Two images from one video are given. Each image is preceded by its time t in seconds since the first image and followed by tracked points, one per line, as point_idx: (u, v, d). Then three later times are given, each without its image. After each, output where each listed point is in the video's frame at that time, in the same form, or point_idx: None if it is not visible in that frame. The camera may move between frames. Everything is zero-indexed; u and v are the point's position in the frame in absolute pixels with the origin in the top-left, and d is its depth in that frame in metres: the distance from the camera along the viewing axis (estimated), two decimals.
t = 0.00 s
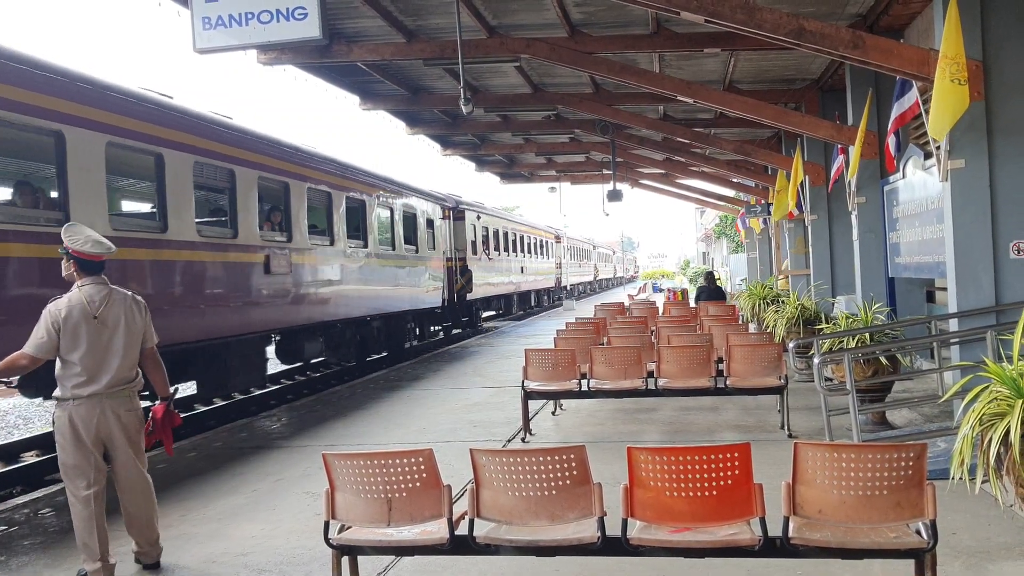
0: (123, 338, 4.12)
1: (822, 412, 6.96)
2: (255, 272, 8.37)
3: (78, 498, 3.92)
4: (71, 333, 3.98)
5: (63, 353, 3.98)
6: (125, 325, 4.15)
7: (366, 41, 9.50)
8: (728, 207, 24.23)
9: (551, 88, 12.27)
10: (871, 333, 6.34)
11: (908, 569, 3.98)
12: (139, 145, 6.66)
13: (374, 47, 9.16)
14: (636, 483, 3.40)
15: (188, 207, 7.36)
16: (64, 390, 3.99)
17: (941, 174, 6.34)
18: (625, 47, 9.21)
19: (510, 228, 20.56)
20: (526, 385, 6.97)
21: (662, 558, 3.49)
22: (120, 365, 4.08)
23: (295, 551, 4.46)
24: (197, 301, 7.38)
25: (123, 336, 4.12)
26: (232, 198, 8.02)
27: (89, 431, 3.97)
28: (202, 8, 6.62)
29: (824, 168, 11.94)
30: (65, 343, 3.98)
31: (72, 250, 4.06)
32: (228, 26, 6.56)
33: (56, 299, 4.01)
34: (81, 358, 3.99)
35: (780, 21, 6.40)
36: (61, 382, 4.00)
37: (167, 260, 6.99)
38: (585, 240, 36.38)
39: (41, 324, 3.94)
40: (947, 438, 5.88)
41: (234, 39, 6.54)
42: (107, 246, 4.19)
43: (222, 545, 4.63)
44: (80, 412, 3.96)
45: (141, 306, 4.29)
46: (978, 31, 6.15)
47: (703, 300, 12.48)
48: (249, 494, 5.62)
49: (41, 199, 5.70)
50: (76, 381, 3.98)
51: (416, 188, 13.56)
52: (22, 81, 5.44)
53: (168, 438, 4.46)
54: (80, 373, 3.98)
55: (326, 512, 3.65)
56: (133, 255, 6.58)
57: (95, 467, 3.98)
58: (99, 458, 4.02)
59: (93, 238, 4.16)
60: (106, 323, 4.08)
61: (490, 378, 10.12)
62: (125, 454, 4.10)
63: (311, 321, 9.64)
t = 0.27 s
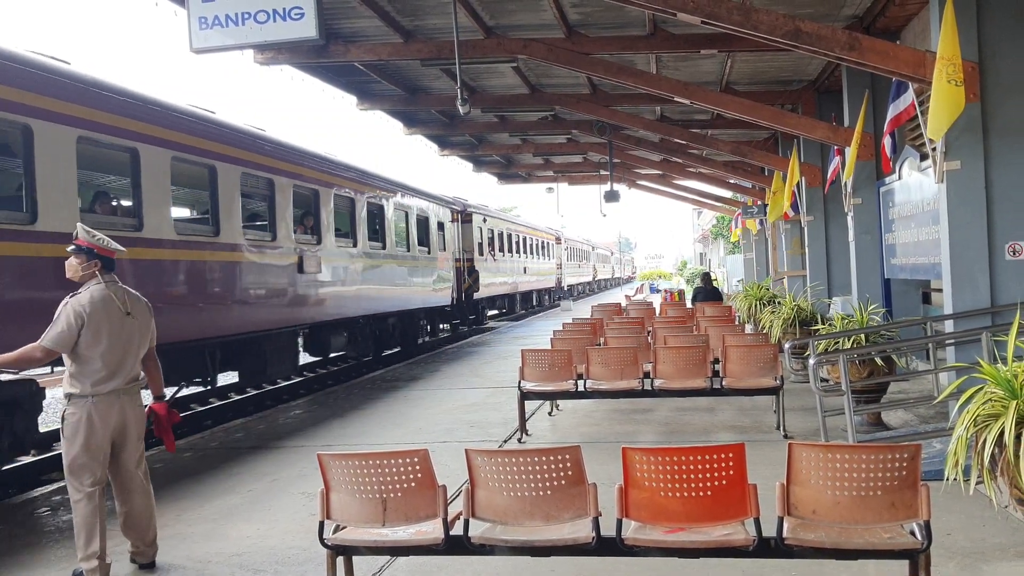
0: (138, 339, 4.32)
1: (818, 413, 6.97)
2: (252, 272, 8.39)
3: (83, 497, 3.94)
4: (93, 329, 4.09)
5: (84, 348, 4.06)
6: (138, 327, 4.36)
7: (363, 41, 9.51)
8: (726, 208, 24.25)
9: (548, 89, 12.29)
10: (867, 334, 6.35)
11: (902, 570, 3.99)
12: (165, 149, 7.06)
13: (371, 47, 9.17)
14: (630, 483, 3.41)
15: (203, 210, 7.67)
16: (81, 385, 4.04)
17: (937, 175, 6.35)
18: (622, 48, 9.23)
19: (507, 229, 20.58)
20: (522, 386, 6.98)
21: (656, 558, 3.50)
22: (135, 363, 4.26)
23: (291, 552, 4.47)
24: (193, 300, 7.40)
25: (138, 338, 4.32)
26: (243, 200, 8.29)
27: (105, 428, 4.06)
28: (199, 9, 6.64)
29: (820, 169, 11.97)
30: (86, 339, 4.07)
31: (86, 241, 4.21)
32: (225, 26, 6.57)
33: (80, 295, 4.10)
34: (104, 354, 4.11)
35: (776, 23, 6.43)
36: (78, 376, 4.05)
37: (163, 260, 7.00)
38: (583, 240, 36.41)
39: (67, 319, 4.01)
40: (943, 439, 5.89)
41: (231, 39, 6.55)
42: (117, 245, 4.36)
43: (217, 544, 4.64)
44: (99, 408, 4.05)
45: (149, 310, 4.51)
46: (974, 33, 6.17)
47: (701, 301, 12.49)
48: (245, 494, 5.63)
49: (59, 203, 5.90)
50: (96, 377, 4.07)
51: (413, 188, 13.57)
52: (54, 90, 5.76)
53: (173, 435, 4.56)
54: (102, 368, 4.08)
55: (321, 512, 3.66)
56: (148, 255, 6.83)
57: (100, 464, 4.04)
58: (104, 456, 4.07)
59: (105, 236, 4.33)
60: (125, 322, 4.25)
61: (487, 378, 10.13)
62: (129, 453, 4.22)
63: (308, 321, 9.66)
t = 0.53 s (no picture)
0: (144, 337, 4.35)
1: (810, 413, 6.99)
2: (245, 271, 8.39)
3: (89, 495, 3.96)
4: (107, 326, 4.10)
5: (99, 344, 4.07)
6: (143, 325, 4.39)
7: (357, 40, 9.51)
8: (720, 209, 24.30)
9: (543, 89, 12.30)
10: (860, 335, 6.36)
11: (893, 570, 4.01)
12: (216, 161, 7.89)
13: (365, 47, 9.18)
14: (622, 483, 3.42)
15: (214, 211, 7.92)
16: (96, 382, 4.04)
17: (931, 177, 6.37)
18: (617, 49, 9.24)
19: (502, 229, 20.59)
20: (516, 386, 6.99)
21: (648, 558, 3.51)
22: (142, 361, 4.31)
23: (283, 551, 4.47)
24: (186, 298, 7.40)
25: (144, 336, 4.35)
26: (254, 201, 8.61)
27: (117, 426, 4.10)
28: (193, 7, 6.64)
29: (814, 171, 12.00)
30: (102, 335, 4.08)
31: (94, 239, 4.21)
32: (219, 25, 6.57)
33: (94, 291, 4.11)
34: (119, 351, 4.14)
35: (770, 24, 6.44)
36: (93, 373, 4.04)
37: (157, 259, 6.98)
38: (578, 241, 36.45)
39: (83, 315, 4.00)
40: (935, 440, 5.91)
41: (225, 38, 6.56)
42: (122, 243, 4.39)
43: (210, 544, 4.64)
44: (113, 406, 4.08)
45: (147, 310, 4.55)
46: (967, 35, 6.18)
47: (695, 302, 12.50)
48: (238, 494, 5.63)
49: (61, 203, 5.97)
50: (112, 374, 4.09)
51: (408, 188, 13.58)
52: (78, 99, 6.06)
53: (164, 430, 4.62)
54: (118, 365, 4.12)
55: (314, 512, 3.66)
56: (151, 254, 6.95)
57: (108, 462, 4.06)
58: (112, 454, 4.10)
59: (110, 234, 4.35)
60: (135, 320, 4.28)
61: (481, 378, 10.13)
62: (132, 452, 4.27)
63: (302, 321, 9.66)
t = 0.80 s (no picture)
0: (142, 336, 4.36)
1: (803, 415, 7.00)
2: (239, 270, 8.36)
3: (87, 494, 3.95)
4: (110, 325, 4.10)
5: (104, 345, 4.06)
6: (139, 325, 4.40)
7: (352, 41, 9.50)
8: (714, 211, 24.35)
9: (538, 91, 12.30)
10: (853, 337, 6.37)
11: (885, 572, 4.02)
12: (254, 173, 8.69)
13: (360, 47, 9.18)
14: (615, 485, 3.42)
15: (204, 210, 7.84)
16: (101, 381, 4.03)
17: (924, 179, 6.39)
18: (612, 50, 9.24)
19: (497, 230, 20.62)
20: (509, 387, 6.99)
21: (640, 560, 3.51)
22: (139, 362, 4.32)
23: (276, 552, 4.46)
24: (179, 297, 7.36)
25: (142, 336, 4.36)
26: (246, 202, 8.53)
27: (118, 426, 4.09)
28: (187, 7, 6.63)
29: (808, 173, 12.03)
30: (106, 336, 4.08)
31: (93, 237, 4.19)
32: (213, 25, 6.57)
33: (98, 292, 4.11)
34: (121, 352, 4.14)
35: (764, 26, 6.46)
36: (96, 373, 4.03)
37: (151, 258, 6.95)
38: (572, 242, 36.51)
39: (89, 314, 3.99)
40: (927, 442, 5.93)
41: (220, 38, 6.55)
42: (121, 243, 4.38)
43: (202, 545, 4.63)
44: (115, 406, 4.08)
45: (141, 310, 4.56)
46: (961, 38, 6.20)
47: (689, 303, 12.52)
48: (231, 494, 5.62)
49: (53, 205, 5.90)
50: (115, 374, 4.09)
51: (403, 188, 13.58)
52: (86, 102, 6.21)
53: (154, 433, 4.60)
54: (122, 366, 4.13)
55: (306, 512, 3.66)
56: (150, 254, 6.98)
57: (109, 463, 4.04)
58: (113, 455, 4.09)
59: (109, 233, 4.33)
60: (132, 320, 4.29)
61: (475, 379, 10.14)
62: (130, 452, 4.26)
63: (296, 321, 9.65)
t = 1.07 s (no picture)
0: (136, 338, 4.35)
1: (794, 418, 7.02)
2: (231, 269, 8.34)
3: (77, 495, 3.94)
4: (102, 326, 4.09)
5: (95, 346, 4.05)
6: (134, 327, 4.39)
7: (346, 42, 9.51)
8: (707, 214, 24.43)
9: (531, 93, 12.32)
10: (844, 340, 6.40)
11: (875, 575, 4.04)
12: (280, 182, 9.41)
13: (354, 48, 9.19)
14: (606, 488, 3.43)
15: (197, 212, 7.84)
16: (91, 383, 4.02)
17: (915, 184, 6.42)
18: (606, 53, 9.25)
19: (491, 232, 20.65)
20: (501, 389, 6.99)
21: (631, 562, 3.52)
22: (133, 364, 4.31)
23: (268, 554, 4.46)
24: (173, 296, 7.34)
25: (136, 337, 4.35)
26: (239, 203, 8.52)
27: (106, 428, 4.08)
28: (180, 8, 6.62)
29: (800, 177, 12.08)
30: (98, 337, 4.07)
31: (89, 237, 4.18)
32: (207, 25, 6.56)
33: (90, 293, 4.10)
34: (113, 353, 4.13)
35: (758, 31, 6.48)
36: (86, 374, 4.01)
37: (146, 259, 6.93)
38: (565, 244, 36.58)
39: (81, 315, 3.99)
40: (917, 445, 5.96)
41: (213, 38, 6.54)
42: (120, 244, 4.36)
43: (194, 546, 4.62)
44: (105, 408, 4.06)
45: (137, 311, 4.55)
46: (952, 43, 6.23)
47: (682, 306, 12.54)
48: (223, 495, 5.61)
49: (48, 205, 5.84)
50: (105, 376, 4.08)
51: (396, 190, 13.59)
52: (86, 104, 6.34)
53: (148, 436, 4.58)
54: (113, 368, 4.12)
55: (297, 514, 3.66)
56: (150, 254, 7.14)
57: (98, 464, 4.03)
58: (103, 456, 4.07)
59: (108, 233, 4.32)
60: (126, 321, 4.27)
61: (467, 381, 10.15)
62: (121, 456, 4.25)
63: (288, 322, 9.64)
